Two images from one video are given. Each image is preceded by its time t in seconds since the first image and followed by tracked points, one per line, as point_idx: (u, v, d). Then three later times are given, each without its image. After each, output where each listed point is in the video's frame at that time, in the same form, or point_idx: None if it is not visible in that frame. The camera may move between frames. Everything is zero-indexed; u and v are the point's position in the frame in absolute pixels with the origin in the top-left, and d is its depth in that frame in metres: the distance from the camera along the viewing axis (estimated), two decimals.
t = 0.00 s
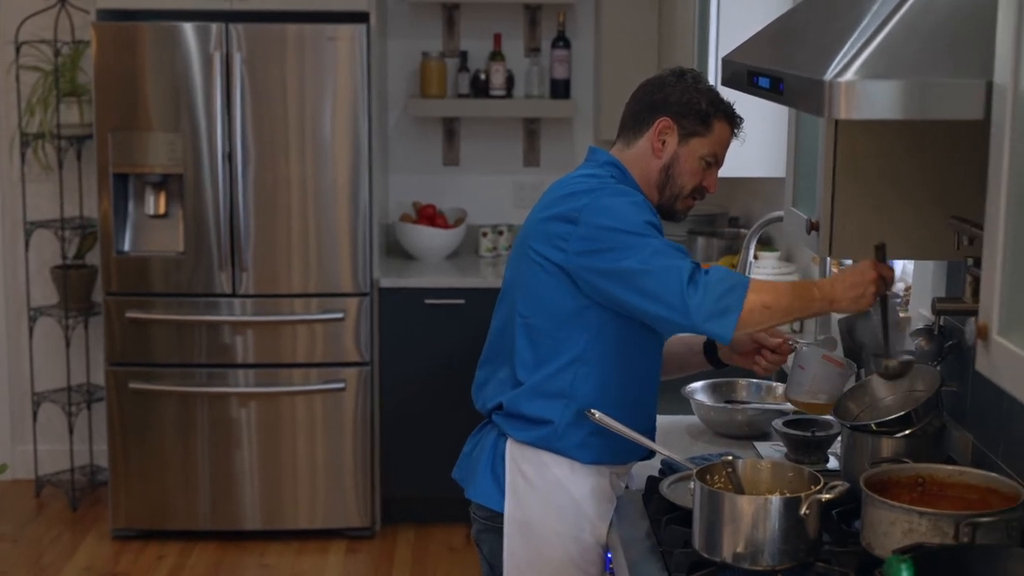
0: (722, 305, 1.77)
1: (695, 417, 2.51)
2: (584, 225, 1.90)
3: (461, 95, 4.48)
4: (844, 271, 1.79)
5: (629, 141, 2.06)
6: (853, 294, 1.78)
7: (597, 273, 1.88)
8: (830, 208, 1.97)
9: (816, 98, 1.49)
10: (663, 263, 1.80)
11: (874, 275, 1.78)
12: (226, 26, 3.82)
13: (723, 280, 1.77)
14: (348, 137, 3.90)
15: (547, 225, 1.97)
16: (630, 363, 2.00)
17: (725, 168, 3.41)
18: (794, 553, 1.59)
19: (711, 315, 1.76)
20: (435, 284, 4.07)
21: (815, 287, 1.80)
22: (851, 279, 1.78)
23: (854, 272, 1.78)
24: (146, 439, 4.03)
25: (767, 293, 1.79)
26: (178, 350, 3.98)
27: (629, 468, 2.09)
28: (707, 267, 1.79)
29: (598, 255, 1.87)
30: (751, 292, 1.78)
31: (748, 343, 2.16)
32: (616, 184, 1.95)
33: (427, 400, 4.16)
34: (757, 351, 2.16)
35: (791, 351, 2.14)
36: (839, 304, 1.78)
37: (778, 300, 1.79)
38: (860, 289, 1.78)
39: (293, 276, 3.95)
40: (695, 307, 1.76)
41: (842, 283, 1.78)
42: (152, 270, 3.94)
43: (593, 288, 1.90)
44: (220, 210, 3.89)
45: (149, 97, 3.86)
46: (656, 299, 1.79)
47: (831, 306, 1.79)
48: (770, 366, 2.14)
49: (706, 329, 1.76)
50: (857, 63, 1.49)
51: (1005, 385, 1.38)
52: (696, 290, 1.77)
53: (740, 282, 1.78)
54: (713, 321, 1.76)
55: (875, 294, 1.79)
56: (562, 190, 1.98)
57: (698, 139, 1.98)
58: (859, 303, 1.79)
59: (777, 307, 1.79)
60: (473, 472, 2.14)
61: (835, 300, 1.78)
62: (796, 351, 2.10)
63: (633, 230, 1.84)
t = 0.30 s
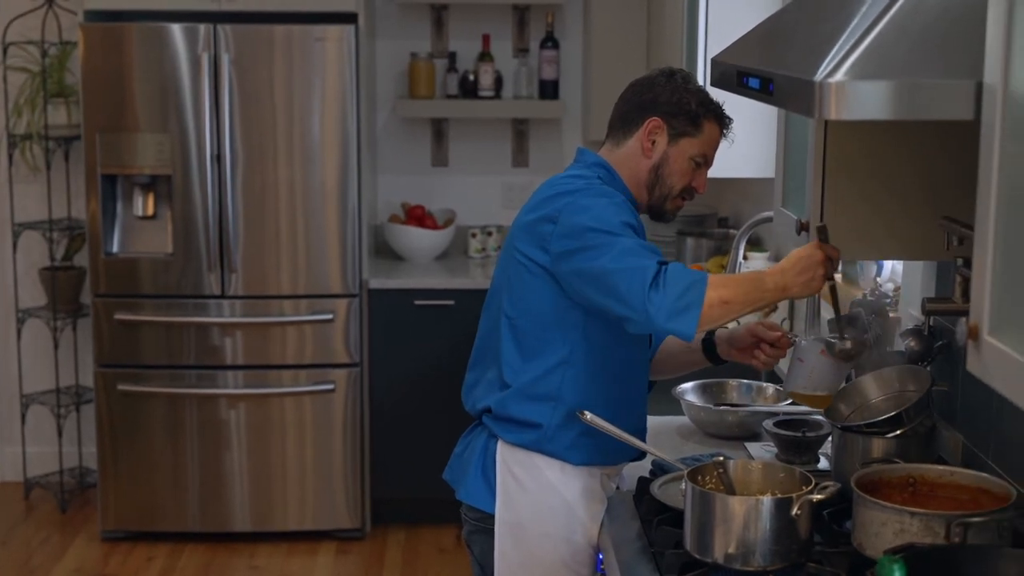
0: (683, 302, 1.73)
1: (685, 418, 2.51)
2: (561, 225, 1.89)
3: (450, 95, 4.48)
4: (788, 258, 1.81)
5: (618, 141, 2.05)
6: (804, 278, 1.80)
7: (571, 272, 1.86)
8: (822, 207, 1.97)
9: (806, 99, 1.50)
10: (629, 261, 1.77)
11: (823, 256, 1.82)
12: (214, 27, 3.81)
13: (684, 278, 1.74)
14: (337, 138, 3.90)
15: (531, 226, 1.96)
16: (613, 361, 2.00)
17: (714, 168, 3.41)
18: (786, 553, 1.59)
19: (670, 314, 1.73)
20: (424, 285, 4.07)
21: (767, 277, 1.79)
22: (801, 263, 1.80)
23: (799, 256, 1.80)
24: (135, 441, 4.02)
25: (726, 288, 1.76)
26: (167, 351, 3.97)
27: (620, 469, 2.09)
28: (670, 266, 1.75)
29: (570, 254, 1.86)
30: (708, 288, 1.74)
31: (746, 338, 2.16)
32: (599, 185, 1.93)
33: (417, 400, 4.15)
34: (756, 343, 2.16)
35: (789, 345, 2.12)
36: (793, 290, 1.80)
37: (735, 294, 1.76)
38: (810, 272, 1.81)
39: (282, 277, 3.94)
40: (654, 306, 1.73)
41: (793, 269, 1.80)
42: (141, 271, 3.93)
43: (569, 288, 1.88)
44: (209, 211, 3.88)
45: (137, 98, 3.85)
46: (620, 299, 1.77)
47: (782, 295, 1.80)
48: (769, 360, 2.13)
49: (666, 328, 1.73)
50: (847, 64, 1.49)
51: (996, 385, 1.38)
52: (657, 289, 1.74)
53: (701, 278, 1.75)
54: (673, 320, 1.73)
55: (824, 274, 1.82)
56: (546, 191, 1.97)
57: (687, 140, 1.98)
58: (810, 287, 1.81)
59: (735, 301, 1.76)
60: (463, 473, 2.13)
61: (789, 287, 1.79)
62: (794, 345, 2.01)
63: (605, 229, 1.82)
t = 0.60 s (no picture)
0: (644, 312, 1.73)
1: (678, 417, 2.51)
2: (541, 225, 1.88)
3: (443, 94, 4.47)
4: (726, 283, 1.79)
5: (610, 140, 2.05)
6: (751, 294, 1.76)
7: (546, 273, 1.86)
8: (814, 205, 1.97)
9: (799, 99, 1.49)
10: (597, 266, 1.76)
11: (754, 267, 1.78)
12: (206, 26, 3.80)
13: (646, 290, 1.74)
14: (330, 137, 3.89)
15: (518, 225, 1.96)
16: (596, 363, 1.98)
17: (706, 168, 3.41)
18: (779, 553, 1.59)
19: (631, 323, 1.72)
20: (417, 284, 4.06)
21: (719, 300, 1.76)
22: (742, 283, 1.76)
23: (731, 271, 1.78)
24: (128, 440, 4.01)
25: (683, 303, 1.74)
26: (160, 351, 3.96)
27: (612, 469, 2.08)
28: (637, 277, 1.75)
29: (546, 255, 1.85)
30: (669, 301, 1.73)
31: (742, 338, 2.16)
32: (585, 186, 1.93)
33: (410, 400, 4.15)
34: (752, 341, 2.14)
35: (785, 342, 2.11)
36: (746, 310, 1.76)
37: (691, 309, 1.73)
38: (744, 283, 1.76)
39: (275, 276, 3.93)
40: (615, 313, 1.73)
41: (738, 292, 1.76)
42: (133, 270, 3.92)
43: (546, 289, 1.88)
44: (201, 209, 3.87)
45: (129, 97, 3.84)
46: (584, 303, 1.76)
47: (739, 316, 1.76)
48: (766, 358, 2.12)
49: (624, 337, 1.72)
50: (840, 63, 1.49)
51: (989, 385, 1.38)
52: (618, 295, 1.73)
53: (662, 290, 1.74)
54: (632, 329, 1.72)
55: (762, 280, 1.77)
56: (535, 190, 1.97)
57: (679, 138, 1.98)
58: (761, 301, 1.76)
59: (693, 316, 1.73)
60: (455, 472, 2.13)
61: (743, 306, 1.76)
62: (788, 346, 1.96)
63: (578, 231, 1.81)
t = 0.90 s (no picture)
0: (634, 318, 1.73)
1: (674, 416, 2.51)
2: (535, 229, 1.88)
3: (438, 94, 4.48)
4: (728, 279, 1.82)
5: (604, 139, 2.05)
6: (746, 293, 1.78)
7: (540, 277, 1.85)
8: (809, 205, 1.97)
9: (794, 99, 1.50)
10: (589, 272, 1.76)
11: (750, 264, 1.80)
12: (202, 25, 3.80)
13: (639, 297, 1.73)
14: (325, 137, 3.89)
15: (513, 227, 1.96)
16: (590, 365, 1.98)
17: (702, 168, 3.42)
18: (774, 553, 1.59)
19: (621, 328, 1.73)
20: (412, 284, 4.06)
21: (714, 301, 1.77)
22: (737, 283, 1.78)
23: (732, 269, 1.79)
24: (124, 440, 4.00)
25: (676, 307, 1.75)
26: (155, 351, 3.96)
27: (608, 468, 2.09)
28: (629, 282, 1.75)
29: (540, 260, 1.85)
30: (663, 307, 1.73)
31: (739, 341, 2.17)
32: (580, 188, 1.92)
33: (406, 399, 4.15)
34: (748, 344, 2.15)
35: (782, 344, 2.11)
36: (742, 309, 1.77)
37: (684, 313, 1.74)
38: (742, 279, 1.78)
39: (271, 276, 3.93)
40: (606, 319, 1.73)
41: (731, 292, 1.78)
42: (129, 270, 3.92)
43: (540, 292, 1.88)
44: (197, 209, 3.87)
45: (124, 97, 3.84)
46: (575, 308, 1.76)
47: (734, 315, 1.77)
48: (763, 360, 2.11)
49: (615, 343, 1.73)
50: (835, 64, 1.50)
51: (984, 385, 1.39)
52: (608, 302, 1.73)
53: (653, 296, 1.74)
54: (623, 336, 1.72)
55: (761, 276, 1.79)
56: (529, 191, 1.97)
57: (673, 138, 1.99)
58: (756, 300, 1.78)
59: (685, 320, 1.74)
60: (450, 472, 2.13)
61: (740, 307, 1.77)
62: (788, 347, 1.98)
63: (571, 235, 1.81)
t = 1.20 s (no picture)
0: (681, 330, 1.75)
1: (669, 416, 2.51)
2: (549, 234, 1.88)
3: (434, 93, 4.48)
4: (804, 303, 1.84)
5: (600, 139, 2.05)
6: (816, 328, 1.81)
7: (560, 284, 1.86)
8: (804, 205, 1.97)
9: (789, 100, 1.50)
10: (623, 283, 1.78)
11: (836, 307, 1.81)
12: (197, 25, 3.79)
13: (685, 309, 1.76)
14: (320, 136, 3.89)
15: (515, 229, 1.95)
16: (595, 365, 1.99)
17: (697, 167, 3.42)
18: (770, 552, 1.59)
19: (667, 340, 1.75)
20: (408, 283, 4.06)
21: (780, 322, 1.80)
22: (815, 316, 1.81)
23: (816, 302, 1.82)
24: (119, 440, 4.00)
25: (729, 324, 1.77)
26: (151, 350, 3.95)
27: (603, 468, 2.08)
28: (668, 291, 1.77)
29: (562, 267, 1.86)
30: (710, 323, 1.77)
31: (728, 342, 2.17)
32: (585, 190, 1.93)
33: (401, 399, 4.15)
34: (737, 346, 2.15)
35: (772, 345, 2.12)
36: (804, 337, 1.80)
37: (738, 333, 1.77)
38: (823, 322, 1.81)
39: (266, 276, 3.93)
40: (650, 331, 1.75)
41: (807, 320, 1.80)
42: (124, 269, 3.92)
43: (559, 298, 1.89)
44: (192, 208, 3.86)
45: (120, 96, 3.84)
46: (613, 319, 1.78)
47: (793, 342, 1.81)
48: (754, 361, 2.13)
49: (662, 354, 1.75)
50: (830, 63, 1.50)
51: (978, 386, 1.39)
52: (654, 314, 1.75)
53: (702, 309, 1.77)
54: (669, 347, 1.75)
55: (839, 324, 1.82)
56: (531, 192, 1.96)
57: (669, 137, 1.99)
58: (823, 336, 1.81)
59: (735, 339, 1.77)
60: (447, 472, 2.12)
61: (799, 337, 1.80)
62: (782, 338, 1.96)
63: (595, 244, 1.82)
